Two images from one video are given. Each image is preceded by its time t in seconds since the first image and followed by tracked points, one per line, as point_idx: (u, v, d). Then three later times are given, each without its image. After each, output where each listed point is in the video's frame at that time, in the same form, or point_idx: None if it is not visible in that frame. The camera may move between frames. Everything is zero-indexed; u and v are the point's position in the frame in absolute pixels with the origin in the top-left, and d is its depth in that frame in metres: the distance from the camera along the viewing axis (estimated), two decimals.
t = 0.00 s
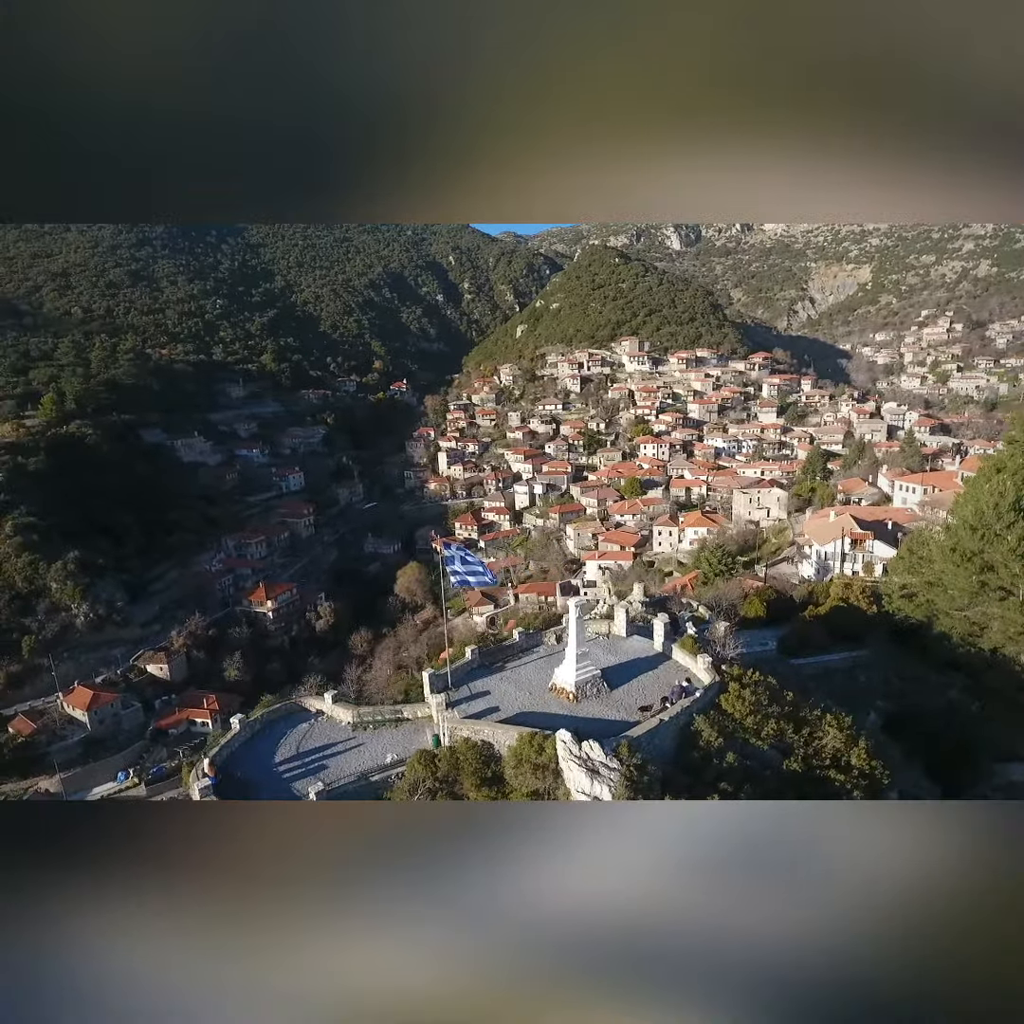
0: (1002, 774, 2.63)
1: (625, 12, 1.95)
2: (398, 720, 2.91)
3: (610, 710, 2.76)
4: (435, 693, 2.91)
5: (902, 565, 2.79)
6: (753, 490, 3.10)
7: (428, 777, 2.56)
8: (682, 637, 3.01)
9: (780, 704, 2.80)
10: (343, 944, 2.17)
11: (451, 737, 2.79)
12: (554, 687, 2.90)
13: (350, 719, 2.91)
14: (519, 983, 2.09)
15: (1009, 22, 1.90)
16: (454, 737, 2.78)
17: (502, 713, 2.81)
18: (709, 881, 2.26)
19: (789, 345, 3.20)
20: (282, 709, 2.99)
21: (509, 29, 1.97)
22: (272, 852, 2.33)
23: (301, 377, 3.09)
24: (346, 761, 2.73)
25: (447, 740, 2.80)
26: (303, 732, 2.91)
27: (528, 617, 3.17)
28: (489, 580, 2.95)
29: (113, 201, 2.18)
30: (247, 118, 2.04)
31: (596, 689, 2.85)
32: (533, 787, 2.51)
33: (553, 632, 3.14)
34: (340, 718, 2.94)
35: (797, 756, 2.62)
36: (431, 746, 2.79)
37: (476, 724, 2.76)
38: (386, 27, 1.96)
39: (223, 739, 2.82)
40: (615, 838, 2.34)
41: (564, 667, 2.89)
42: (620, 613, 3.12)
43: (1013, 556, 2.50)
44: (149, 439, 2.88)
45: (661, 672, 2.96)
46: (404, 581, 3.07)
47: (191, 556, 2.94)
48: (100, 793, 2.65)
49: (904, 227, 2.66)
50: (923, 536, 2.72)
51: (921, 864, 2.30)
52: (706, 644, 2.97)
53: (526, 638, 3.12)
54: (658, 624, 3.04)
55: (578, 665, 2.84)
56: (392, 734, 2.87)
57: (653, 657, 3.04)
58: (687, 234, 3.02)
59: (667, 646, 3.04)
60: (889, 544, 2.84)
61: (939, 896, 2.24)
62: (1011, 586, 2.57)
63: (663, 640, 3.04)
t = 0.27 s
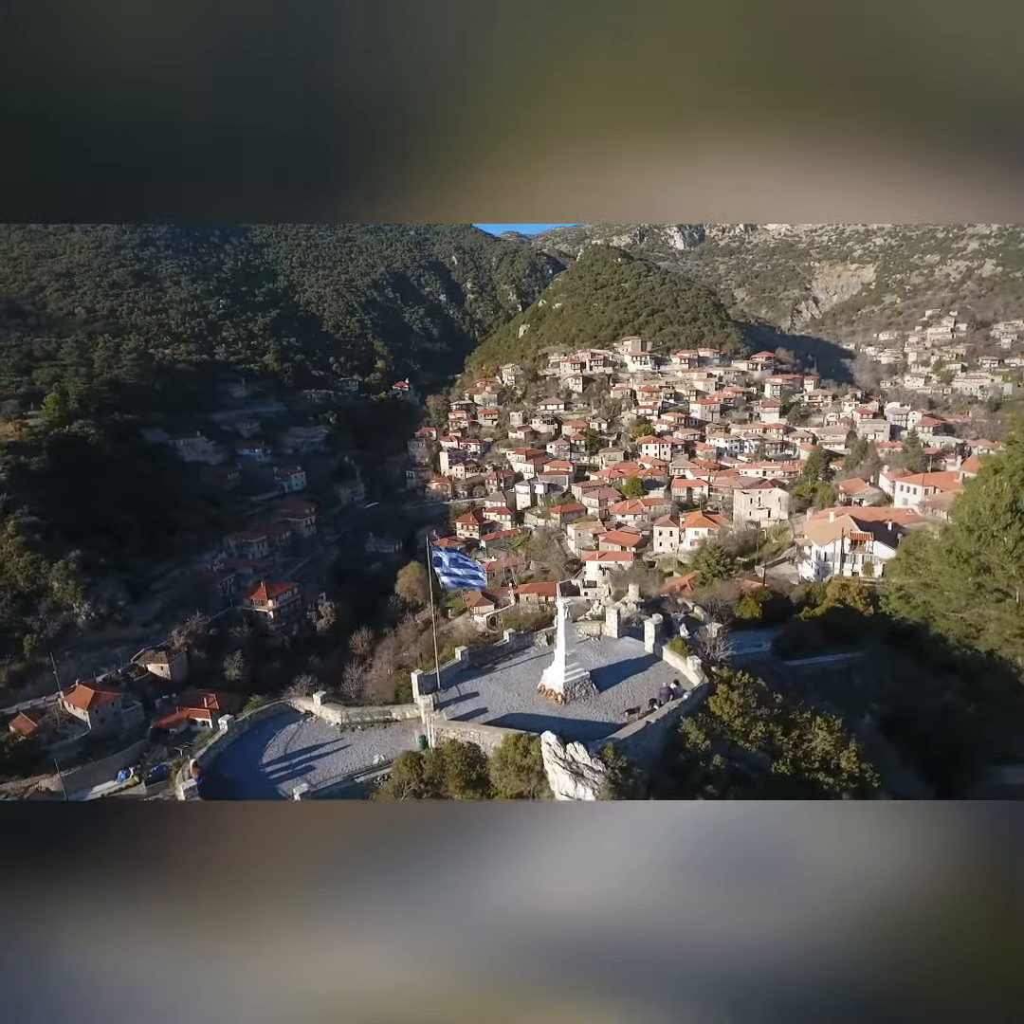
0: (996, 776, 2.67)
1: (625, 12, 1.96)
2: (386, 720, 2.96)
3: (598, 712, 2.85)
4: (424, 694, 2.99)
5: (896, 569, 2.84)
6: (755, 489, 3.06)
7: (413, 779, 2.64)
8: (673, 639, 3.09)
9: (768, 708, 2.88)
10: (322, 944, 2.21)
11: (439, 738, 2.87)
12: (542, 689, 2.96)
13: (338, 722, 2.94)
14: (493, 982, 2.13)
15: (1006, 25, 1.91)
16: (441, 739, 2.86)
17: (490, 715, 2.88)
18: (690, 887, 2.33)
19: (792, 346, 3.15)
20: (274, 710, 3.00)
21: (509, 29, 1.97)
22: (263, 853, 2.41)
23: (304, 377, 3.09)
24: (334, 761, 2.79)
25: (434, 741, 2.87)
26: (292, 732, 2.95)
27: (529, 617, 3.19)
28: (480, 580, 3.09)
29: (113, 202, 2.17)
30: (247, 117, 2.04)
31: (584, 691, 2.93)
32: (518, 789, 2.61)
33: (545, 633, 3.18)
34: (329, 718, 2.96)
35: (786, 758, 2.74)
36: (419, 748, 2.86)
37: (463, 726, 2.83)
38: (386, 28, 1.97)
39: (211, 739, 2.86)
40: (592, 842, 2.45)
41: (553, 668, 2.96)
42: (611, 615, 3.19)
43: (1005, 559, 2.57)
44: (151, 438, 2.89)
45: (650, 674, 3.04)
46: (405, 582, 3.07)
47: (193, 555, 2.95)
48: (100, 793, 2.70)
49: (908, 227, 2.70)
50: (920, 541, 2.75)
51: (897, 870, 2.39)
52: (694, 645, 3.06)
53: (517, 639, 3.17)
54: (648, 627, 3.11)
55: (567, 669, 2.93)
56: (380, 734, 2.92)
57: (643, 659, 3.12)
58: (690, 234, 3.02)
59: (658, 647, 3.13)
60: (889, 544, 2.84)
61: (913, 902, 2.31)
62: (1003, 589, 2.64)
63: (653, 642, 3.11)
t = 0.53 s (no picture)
0: (990, 778, 2.68)
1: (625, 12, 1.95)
2: (374, 722, 2.95)
3: (585, 714, 2.85)
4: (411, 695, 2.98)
5: (894, 571, 2.83)
6: (755, 490, 3.06)
7: (398, 780, 2.65)
8: (662, 640, 3.07)
9: (755, 710, 2.86)
10: (302, 941, 2.21)
11: (425, 739, 2.87)
12: (529, 690, 2.97)
13: (326, 723, 2.94)
14: (472, 980, 2.12)
15: (1008, 24, 1.90)
16: (427, 740, 2.86)
17: (478, 716, 2.89)
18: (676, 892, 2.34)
19: (795, 345, 3.13)
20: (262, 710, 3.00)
21: (508, 28, 1.96)
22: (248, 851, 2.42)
23: (305, 377, 3.09)
24: (320, 762, 2.78)
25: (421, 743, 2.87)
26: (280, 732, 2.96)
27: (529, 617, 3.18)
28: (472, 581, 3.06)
29: (117, 202, 2.19)
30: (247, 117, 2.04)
31: (572, 692, 2.94)
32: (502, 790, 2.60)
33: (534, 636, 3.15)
34: (317, 719, 2.96)
35: (773, 762, 2.71)
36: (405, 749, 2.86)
37: (449, 727, 2.84)
38: (386, 27, 1.96)
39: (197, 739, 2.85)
40: (576, 845, 2.45)
41: (541, 670, 2.97)
42: (602, 615, 3.18)
43: (1000, 560, 2.57)
44: (153, 438, 2.89)
45: (639, 675, 3.03)
46: (405, 582, 3.08)
47: (194, 555, 2.95)
48: (100, 792, 2.71)
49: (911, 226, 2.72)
50: (916, 541, 2.74)
51: (880, 873, 2.38)
52: (684, 646, 3.02)
53: (507, 639, 3.16)
54: (638, 629, 3.11)
55: (555, 670, 2.93)
56: (367, 736, 2.91)
57: (632, 660, 3.11)
58: (693, 233, 3.03)
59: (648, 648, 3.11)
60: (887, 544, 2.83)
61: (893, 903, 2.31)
62: (998, 591, 2.63)
63: (644, 644, 3.11)
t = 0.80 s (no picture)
0: (990, 780, 2.67)
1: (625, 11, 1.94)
2: (362, 723, 2.98)
3: (572, 715, 2.84)
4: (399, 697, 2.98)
5: (890, 572, 2.83)
6: (754, 491, 3.06)
7: (382, 781, 2.67)
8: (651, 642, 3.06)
9: (743, 711, 2.84)
10: (279, 931, 2.16)
11: (409, 740, 2.85)
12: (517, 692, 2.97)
13: (315, 724, 2.96)
14: (449, 973, 2.05)
15: (1008, 22, 1.89)
16: (411, 742, 2.84)
17: (465, 718, 2.89)
18: (666, 891, 2.26)
19: (796, 345, 3.12)
20: (252, 709, 3.01)
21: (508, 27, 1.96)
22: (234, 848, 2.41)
23: (307, 377, 3.09)
24: (307, 762, 2.81)
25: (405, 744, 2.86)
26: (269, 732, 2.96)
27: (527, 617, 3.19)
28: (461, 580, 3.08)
29: (118, 202, 2.19)
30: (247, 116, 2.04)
31: (560, 694, 2.93)
32: (486, 791, 2.61)
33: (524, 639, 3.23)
34: (306, 719, 2.98)
35: (761, 764, 2.70)
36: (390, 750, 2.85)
37: (433, 728, 2.83)
38: (386, 27, 1.96)
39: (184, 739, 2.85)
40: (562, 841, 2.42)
41: (528, 671, 2.97)
42: (592, 615, 3.19)
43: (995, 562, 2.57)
44: (154, 438, 2.89)
45: (628, 677, 3.03)
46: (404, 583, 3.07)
47: (194, 554, 2.95)
48: (100, 791, 2.72)
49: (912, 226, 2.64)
50: (912, 542, 2.75)
51: (878, 872, 2.30)
52: (672, 646, 3.02)
53: (496, 640, 3.20)
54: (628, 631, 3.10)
55: (542, 671, 2.93)
56: (354, 737, 2.94)
57: (621, 661, 3.11)
58: (695, 234, 2.93)
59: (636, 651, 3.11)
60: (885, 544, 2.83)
61: (897, 905, 2.21)
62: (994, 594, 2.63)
63: (633, 645, 3.10)
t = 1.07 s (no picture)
0: (991, 782, 2.66)
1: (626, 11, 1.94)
2: (348, 723, 2.95)
3: (559, 715, 2.86)
4: (386, 698, 2.98)
5: (888, 572, 2.83)
6: (754, 491, 3.05)
7: (365, 783, 2.68)
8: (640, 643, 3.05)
9: (730, 714, 2.85)
10: (268, 928, 2.20)
11: (394, 741, 2.87)
12: (505, 694, 2.99)
13: (301, 725, 2.94)
14: (432, 966, 2.10)
15: (1010, 23, 1.89)
16: (397, 743, 2.86)
17: (452, 719, 2.91)
18: (644, 892, 2.31)
19: (797, 345, 3.12)
20: (240, 710, 2.98)
21: (508, 27, 1.96)
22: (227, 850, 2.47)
23: (308, 377, 3.09)
24: (293, 762, 2.79)
25: (391, 746, 2.87)
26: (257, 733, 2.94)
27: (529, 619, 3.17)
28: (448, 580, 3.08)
29: (119, 203, 2.20)
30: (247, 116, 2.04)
31: (547, 695, 2.94)
32: (469, 792, 2.61)
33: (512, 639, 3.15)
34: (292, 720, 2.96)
35: (747, 766, 2.72)
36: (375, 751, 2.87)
37: (418, 729, 2.85)
38: (386, 28, 1.96)
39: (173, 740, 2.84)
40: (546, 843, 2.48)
41: (516, 673, 2.99)
42: (583, 616, 3.17)
43: (990, 562, 2.59)
44: (154, 438, 2.90)
45: (618, 677, 3.03)
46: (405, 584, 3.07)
47: (194, 554, 2.96)
48: (99, 790, 2.73)
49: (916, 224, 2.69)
50: (907, 542, 2.76)
51: (859, 876, 2.35)
52: (661, 647, 3.03)
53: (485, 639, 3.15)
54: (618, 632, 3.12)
55: (530, 673, 2.96)
56: (341, 737, 2.92)
57: (613, 661, 3.11)
58: (697, 233, 3.02)
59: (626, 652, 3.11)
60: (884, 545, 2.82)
61: (881, 907, 2.24)
62: (990, 594, 2.64)
63: (623, 646, 3.11)
